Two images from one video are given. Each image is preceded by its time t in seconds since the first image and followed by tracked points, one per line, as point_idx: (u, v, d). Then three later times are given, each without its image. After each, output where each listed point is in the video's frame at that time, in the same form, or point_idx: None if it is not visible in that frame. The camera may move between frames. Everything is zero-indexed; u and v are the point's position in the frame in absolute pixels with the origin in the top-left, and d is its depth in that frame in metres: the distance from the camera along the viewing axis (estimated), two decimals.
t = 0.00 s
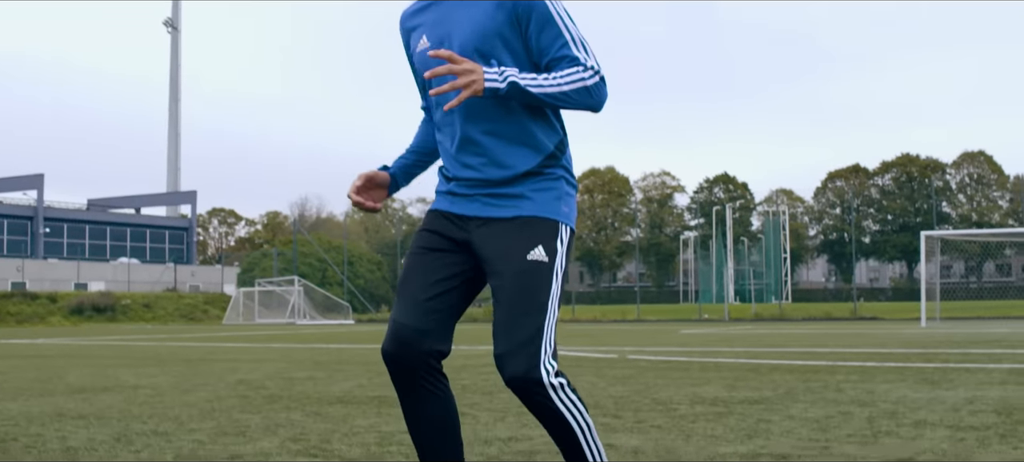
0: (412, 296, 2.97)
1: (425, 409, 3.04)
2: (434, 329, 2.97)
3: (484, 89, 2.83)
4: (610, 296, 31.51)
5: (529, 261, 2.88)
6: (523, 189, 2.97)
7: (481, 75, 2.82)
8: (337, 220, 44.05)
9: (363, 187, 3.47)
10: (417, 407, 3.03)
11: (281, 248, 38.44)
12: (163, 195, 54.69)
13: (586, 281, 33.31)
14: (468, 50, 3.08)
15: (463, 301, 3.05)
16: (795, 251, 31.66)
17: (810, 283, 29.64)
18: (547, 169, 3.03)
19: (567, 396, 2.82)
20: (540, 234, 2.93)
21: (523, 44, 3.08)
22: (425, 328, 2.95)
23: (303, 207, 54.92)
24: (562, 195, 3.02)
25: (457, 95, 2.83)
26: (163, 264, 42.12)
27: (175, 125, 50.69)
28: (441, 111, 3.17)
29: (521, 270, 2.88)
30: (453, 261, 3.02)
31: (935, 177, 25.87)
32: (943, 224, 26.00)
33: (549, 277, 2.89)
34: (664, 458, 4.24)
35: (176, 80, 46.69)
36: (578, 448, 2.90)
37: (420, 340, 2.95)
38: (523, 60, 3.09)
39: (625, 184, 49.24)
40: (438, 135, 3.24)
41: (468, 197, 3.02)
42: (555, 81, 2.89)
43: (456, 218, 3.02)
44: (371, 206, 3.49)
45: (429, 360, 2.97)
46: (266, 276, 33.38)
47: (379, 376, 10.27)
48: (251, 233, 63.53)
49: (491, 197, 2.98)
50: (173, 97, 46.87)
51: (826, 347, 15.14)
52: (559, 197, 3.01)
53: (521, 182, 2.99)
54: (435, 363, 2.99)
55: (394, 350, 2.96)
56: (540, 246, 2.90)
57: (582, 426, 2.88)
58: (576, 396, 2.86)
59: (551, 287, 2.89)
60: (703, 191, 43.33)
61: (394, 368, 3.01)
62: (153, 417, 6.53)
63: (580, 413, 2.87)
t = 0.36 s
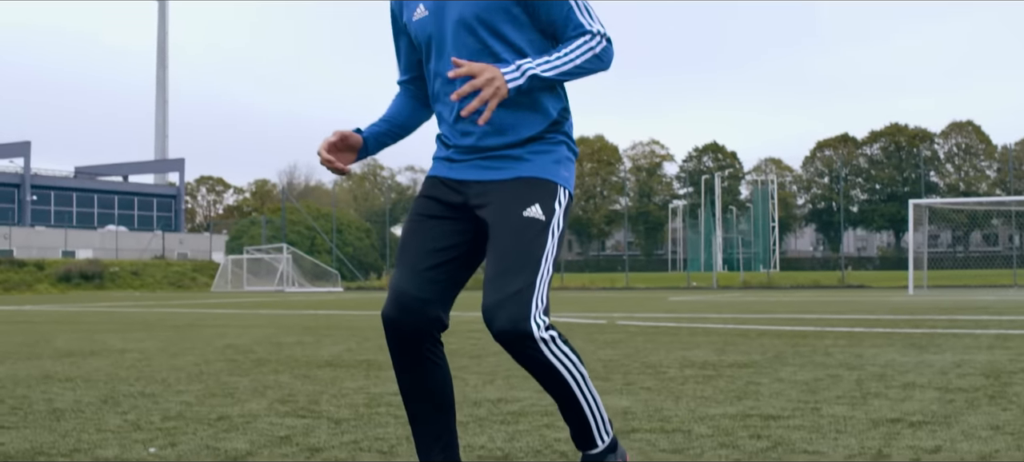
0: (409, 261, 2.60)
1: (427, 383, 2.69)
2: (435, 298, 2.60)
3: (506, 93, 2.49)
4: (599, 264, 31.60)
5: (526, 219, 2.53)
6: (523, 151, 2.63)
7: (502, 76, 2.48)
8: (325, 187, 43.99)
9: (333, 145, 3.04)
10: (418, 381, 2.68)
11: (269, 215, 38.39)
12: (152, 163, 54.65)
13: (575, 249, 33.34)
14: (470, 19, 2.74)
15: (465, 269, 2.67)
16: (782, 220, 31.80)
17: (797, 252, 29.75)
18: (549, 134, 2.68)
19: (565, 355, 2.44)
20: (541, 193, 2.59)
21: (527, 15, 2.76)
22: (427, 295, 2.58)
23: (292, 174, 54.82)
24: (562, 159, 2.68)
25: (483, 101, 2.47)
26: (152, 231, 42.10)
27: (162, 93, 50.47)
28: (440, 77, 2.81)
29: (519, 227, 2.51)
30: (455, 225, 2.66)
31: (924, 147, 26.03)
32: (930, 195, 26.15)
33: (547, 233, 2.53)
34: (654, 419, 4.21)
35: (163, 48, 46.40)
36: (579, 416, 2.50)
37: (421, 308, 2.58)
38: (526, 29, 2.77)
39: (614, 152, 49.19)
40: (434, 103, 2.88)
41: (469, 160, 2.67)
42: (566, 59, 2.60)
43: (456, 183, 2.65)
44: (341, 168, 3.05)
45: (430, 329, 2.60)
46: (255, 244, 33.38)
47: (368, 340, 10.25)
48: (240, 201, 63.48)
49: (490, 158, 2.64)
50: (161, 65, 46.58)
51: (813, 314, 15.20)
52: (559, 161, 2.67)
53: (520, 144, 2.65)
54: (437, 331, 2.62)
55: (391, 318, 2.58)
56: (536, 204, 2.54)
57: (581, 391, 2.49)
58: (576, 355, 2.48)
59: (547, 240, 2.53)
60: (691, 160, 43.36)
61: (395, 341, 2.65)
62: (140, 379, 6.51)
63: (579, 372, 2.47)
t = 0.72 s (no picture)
0: (408, 215, 2.41)
1: (422, 343, 2.48)
2: (436, 254, 2.41)
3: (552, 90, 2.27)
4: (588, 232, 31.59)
5: (524, 170, 2.34)
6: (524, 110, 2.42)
7: (544, 78, 2.26)
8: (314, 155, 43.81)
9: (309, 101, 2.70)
10: (412, 341, 2.47)
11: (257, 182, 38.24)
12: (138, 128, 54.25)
13: (564, 218, 33.32)
14: None
15: (465, 225, 2.49)
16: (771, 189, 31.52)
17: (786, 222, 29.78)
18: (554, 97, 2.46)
19: (564, 306, 2.29)
20: (542, 147, 2.38)
21: None
22: (425, 249, 2.38)
23: (280, 142, 54.58)
24: (565, 121, 2.45)
25: (536, 114, 2.27)
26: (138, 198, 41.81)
27: (149, 60, 50.12)
28: (441, 36, 2.57)
29: (518, 181, 2.33)
30: (458, 178, 2.46)
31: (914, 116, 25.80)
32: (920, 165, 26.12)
33: (546, 188, 2.33)
34: (644, 380, 4.19)
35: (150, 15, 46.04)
36: (584, 372, 2.37)
37: (419, 262, 2.38)
38: None
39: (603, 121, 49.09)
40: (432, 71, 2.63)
41: (471, 118, 2.46)
42: (587, 29, 2.38)
43: (457, 139, 2.46)
44: (314, 129, 2.73)
45: (426, 285, 2.40)
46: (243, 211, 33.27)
47: (356, 305, 10.20)
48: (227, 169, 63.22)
49: (489, 116, 2.44)
50: (148, 30, 46.25)
51: (801, 281, 15.17)
52: (562, 122, 2.45)
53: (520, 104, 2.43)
54: (435, 286, 2.43)
55: (386, 273, 2.38)
56: (535, 158, 2.35)
57: (585, 344, 2.34)
58: (575, 304, 2.33)
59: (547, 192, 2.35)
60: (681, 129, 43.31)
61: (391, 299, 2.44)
62: (127, 341, 6.46)
63: (580, 324, 2.33)
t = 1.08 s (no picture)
0: (415, 164, 2.30)
1: (428, 294, 2.37)
2: (447, 204, 2.30)
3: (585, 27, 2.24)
4: (578, 202, 31.54)
5: (525, 116, 2.22)
6: (528, 56, 2.28)
7: (577, 17, 2.24)
8: (303, 124, 43.63)
9: (314, 43, 2.59)
10: (418, 289, 2.36)
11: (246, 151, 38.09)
12: (128, 97, 54.07)
13: (555, 188, 33.29)
14: None
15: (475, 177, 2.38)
16: (761, 161, 31.54)
17: (776, 193, 29.83)
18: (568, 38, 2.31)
19: (569, 253, 2.18)
20: (549, 92, 2.26)
21: None
22: (432, 197, 2.27)
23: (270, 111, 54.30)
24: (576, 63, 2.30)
25: (573, 48, 2.23)
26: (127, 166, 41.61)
27: (138, 27, 49.80)
28: None
29: (519, 127, 2.21)
30: (466, 125, 2.33)
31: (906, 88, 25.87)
32: (909, 137, 26.08)
33: (548, 133, 2.22)
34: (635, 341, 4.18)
35: None
36: (592, 324, 2.24)
37: (427, 211, 2.27)
38: None
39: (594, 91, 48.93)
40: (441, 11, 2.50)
41: (479, 66, 2.32)
42: None
43: (465, 88, 2.33)
44: (324, 71, 2.61)
45: (434, 234, 2.29)
46: (232, 180, 33.18)
47: (345, 270, 10.18)
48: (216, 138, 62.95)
49: (497, 62, 2.30)
50: None
51: (789, 250, 15.18)
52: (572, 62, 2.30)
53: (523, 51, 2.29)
54: (443, 234, 2.32)
55: (395, 223, 2.29)
56: (538, 104, 2.23)
57: (592, 294, 2.23)
58: (579, 251, 2.22)
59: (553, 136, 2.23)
60: (672, 100, 43.21)
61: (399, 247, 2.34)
62: (115, 303, 6.44)
63: (587, 272, 2.22)
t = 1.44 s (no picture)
0: (434, 102, 2.23)
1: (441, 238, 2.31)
2: (468, 152, 2.24)
3: None
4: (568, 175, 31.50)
5: (537, 59, 2.15)
6: None
7: None
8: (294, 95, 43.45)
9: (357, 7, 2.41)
10: (428, 234, 2.30)
11: (236, 122, 37.95)
12: (117, 68, 53.77)
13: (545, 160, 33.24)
14: None
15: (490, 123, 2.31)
16: (751, 134, 31.54)
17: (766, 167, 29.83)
18: None
19: (577, 203, 2.13)
20: (565, 35, 2.19)
21: None
22: (447, 138, 2.21)
23: (260, 82, 54.04)
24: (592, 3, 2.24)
25: None
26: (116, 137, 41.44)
27: None
28: None
29: (530, 69, 2.14)
30: (488, 64, 2.26)
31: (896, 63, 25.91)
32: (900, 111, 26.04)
33: (560, 76, 2.15)
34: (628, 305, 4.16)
35: None
36: (602, 277, 2.20)
37: (447, 152, 2.22)
38: None
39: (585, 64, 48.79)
40: None
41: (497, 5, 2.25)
42: None
43: (483, 28, 2.25)
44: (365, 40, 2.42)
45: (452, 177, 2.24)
46: (222, 151, 33.05)
47: (335, 239, 10.15)
48: (206, 110, 62.64)
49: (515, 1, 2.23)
50: None
51: (779, 222, 15.16)
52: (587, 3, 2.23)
53: None
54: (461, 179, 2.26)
55: (417, 165, 2.23)
56: (551, 45, 2.16)
57: (601, 246, 2.18)
58: (588, 201, 2.17)
59: (566, 81, 2.16)
60: (663, 74, 43.11)
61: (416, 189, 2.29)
62: (104, 268, 6.40)
63: (595, 223, 2.17)
